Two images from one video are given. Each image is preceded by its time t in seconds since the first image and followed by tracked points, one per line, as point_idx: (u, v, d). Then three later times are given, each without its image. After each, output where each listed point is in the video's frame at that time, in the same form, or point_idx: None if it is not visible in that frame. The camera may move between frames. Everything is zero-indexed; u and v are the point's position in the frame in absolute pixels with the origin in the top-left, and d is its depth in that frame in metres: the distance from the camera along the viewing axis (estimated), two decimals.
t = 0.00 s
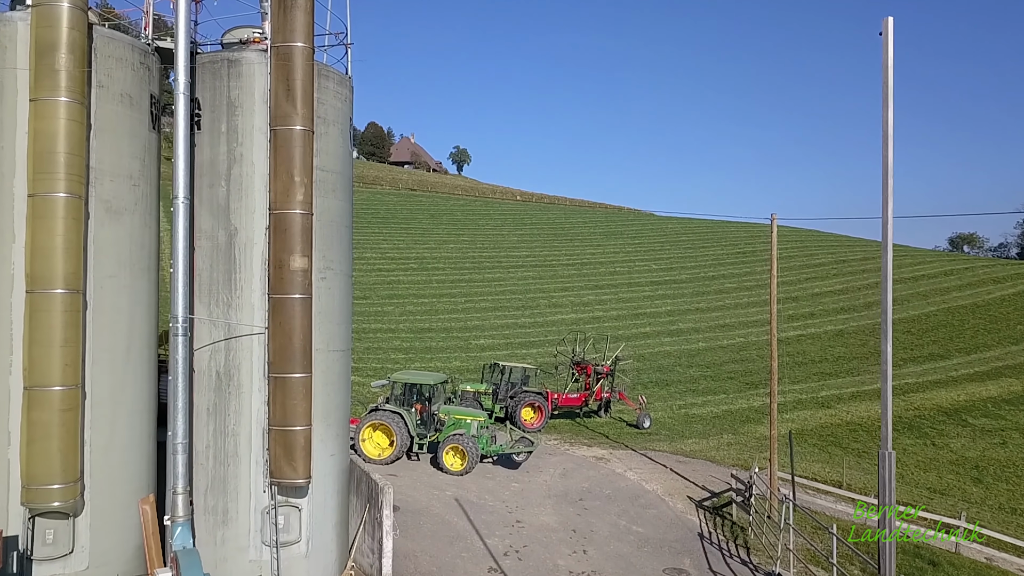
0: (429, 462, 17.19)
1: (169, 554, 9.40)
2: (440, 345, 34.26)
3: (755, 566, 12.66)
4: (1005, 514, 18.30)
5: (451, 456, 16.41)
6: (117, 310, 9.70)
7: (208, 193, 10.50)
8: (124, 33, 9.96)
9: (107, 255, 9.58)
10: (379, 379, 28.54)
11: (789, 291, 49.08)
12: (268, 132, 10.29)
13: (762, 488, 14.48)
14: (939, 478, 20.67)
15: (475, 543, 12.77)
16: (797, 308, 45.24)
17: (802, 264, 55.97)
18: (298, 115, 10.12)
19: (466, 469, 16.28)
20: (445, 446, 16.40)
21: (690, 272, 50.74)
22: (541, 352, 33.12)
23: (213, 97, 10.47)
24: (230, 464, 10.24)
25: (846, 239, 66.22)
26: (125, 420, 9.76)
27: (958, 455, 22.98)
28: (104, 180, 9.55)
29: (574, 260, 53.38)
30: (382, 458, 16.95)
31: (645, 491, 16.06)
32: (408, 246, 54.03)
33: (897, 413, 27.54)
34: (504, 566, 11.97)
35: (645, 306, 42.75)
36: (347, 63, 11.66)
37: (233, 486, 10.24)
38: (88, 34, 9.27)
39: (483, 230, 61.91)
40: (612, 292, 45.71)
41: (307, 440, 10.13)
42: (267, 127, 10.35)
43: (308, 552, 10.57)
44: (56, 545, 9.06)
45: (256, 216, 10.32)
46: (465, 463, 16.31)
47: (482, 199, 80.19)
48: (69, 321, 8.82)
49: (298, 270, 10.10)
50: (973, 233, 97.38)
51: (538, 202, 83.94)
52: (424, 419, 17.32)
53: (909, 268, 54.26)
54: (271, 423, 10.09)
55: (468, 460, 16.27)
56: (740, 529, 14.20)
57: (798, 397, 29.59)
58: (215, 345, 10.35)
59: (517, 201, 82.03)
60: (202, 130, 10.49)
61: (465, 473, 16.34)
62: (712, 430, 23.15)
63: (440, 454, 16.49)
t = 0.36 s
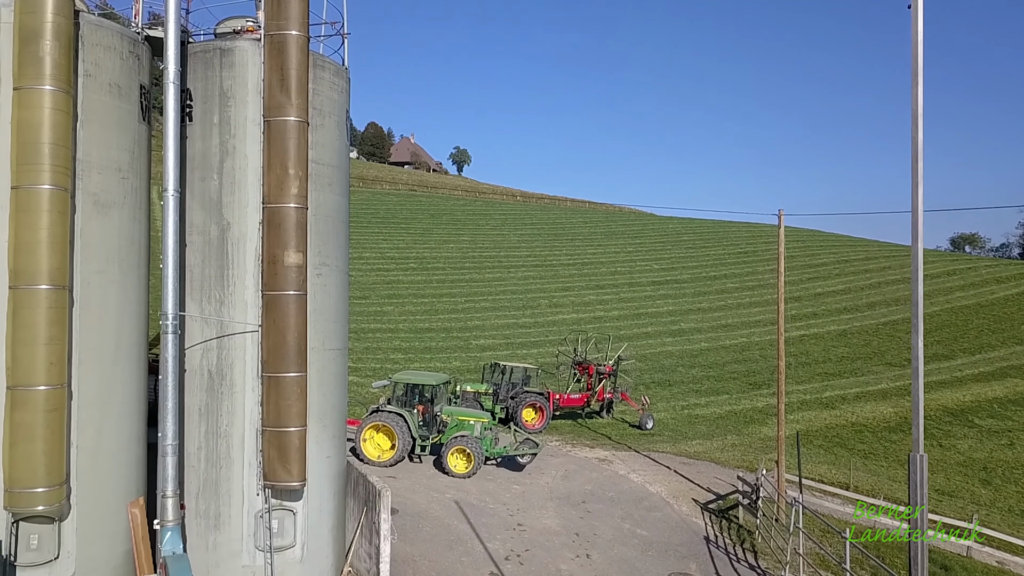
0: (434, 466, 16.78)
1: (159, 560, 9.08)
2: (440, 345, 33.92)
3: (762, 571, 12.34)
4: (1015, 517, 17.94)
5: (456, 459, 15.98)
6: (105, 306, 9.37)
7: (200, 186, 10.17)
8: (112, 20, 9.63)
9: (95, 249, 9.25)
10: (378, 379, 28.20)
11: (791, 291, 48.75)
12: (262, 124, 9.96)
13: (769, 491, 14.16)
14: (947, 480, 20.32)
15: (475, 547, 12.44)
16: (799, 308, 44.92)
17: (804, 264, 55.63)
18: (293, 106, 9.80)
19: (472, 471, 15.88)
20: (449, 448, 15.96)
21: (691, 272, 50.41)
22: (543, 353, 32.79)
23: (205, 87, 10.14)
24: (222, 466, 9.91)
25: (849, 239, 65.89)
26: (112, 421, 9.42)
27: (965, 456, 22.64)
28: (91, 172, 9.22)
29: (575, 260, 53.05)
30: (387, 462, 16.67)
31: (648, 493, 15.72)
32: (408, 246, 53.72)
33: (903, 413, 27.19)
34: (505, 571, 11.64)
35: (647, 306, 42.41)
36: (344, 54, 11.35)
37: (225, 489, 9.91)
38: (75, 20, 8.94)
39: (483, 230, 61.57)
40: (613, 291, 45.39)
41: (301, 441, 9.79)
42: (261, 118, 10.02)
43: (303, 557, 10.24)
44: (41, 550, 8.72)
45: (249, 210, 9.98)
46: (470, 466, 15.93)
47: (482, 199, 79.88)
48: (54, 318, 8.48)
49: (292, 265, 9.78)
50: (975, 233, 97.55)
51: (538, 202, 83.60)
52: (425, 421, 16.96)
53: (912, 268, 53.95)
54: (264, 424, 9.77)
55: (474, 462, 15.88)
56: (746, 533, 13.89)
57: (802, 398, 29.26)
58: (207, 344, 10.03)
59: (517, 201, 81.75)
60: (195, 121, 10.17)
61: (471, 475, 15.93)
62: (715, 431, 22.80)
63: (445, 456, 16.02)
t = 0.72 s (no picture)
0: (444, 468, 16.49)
1: (148, 565, 8.76)
2: (440, 346, 33.57)
3: None
4: None
5: (467, 462, 15.73)
6: (93, 303, 9.04)
7: (192, 179, 9.84)
8: (101, 7, 9.32)
9: (83, 244, 8.93)
10: (377, 380, 27.87)
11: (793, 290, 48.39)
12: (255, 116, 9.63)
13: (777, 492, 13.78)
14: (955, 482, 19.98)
15: (476, 551, 12.12)
16: (801, 308, 44.56)
17: (806, 264, 55.28)
18: (287, 96, 9.47)
19: (484, 475, 15.66)
20: (461, 451, 15.69)
21: (692, 272, 50.06)
22: (544, 353, 32.48)
23: (197, 77, 9.82)
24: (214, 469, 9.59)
25: (851, 239, 65.54)
26: (100, 422, 9.10)
27: (973, 457, 22.30)
28: (77, 164, 8.89)
29: (575, 260, 52.70)
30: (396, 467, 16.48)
31: (652, 496, 15.39)
32: (407, 246, 53.41)
33: (908, 413, 26.86)
34: None
35: (649, 306, 42.07)
36: (341, 44, 11.02)
37: (218, 492, 9.59)
38: (61, 7, 8.62)
39: (483, 230, 61.23)
40: (614, 291, 45.05)
41: (296, 442, 9.47)
42: (254, 109, 9.68)
43: (298, 562, 9.96)
44: (25, 556, 8.40)
45: (242, 204, 9.66)
46: (482, 470, 15.73)
47: (482, 199, 79.57)
48: (36, 315, 8.13)
49: (287, 261, 9.46)
50: (976, 233, 97.21)
51: (539, 202, 83.23)
52: (435, 423, 16.43)
53: (915, 268, 53.62)
54: (258, 425, 9.44)
55: (486, 464, 15.66)
56: (754, 536, 13.54)
57: (806, 398, 28.92)
58: (199, 342, 9.70)
59: (517, 201, 81.40)
60: (186, 112, 9.84)
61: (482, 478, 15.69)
62: (719, 432, 22.47)
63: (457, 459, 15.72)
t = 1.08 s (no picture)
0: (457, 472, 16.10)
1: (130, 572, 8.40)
2: (436, 346, 33.19)
3: None
4: None
5: (484, 465, 15.36)
6: (74, 299, 8.67)
7: (178, 171, 9.48)
8: None
9: (64, 238, 8.55)
10: (372, 381, 27.47)
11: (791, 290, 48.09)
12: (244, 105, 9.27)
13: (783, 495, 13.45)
14: (959, 483, 19.69)
15: (473, 556, 11.76)
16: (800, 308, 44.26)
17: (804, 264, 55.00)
18: (277, 84, 9.11)
19: (501, 477, 15.32)
20: (477, 454, 15.27)
21: (690, 272, 49.74)
22: (541, 352, 32.13)
23: (183, 65, 9.44)
24: (201, 472, 9.22)
25: (849, 239, 65.30)
26: (81, 423, 8.73)
27: (977, 458, 21.99)
28: (58, 154, 8.52)
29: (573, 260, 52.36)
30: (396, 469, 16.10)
31: (653, 498, 15.05)
32: (403, 245, 53.03)
33: (910, 414, 26.56)
34: None
35: (647, 306, 41.74)
36: (333, 32, 10.64)
37: (204, 496, 9.22)
38: None
39: (480, 229, 60.86)
40: (611, 291, 44.70)
41: (286, 444, 9.12)
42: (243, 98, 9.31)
43: (288, 569, 9.60)
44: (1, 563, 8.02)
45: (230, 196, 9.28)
46: (500, 473, 15.38)
47: (479, 199, 79.19)
48: (13, 311, 7.73)
49: (276, 255, 9.10)
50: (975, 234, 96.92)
51: (536, 202, 82.84)
52: (446, 425, 16.19)
53: (914, 268, 53.37)
54: (247, 426, 9.08)
55: (503, 467, 15.32)
56: (758, 540, 13.21)
57: (807, 399, 28.60)
58: (185, 341, 9.34)
59: (515, 201, 80.97)
60: (172, 102, 9.47)
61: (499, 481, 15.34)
62: (720, 433, 22.14)
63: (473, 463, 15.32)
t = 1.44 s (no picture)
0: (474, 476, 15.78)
1: None
2: (431, 346, 32.82)
3: None
4: None
5: (504, 469, 15.05)
6: (50, 297, 8.26)
7: (161, 163, 9.08)
8: None
9: (39, 232, 8.15)
10: (366, 382, 27.04)
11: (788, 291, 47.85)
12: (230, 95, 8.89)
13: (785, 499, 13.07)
14: (962, 485, 19.41)
15: (468, 562, 11.41)
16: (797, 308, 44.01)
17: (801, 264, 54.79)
18: (264, 73, 8.76)
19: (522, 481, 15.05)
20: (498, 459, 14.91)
21: (686, 272, 49.47)
22: (538, 353, 31.80)
23: (167, 52, 9.04)
24: (184, 477, 8.83)
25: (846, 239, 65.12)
26: (58, 427, 8.33)
27: (978, 459, 21.73)
28: (33, 145, 8.12)
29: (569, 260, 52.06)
30: (391, 474, 15.68)
31: (653, 502, 14.70)
32: (397, 245, 52.63)
33: (909, 415, 26.28)
34: None
35: (644, 306, 41.44)
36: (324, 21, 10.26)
37: (188, 502, 8.84)
38: None
39: (475, 229, 60.51)
40: (608, 291, 44.39)
41: (273, 447, 8.77)
42: (229, 87, 8.93)
43: None
44: None
45: (215, 189, 8.89)
46: (521, 476, 15.10)
47: (474, 199, 78.80)
48: None
49: (263, 251, 8.75)
50: (971, 235, 97.01)
51: (531, 202, 82.49)
52: (462, 429, 15.84)
53: (911, 268, 53.19)
54: (232, 429, 8.73)
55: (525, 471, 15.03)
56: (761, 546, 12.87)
57: (806, 399, 28.32)
58: (168, 340, 8.95)
59: (510, 201, 80.59)
60: (155, 91, 9.06)
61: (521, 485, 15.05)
62: (719, 434, 21.81)
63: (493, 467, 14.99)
